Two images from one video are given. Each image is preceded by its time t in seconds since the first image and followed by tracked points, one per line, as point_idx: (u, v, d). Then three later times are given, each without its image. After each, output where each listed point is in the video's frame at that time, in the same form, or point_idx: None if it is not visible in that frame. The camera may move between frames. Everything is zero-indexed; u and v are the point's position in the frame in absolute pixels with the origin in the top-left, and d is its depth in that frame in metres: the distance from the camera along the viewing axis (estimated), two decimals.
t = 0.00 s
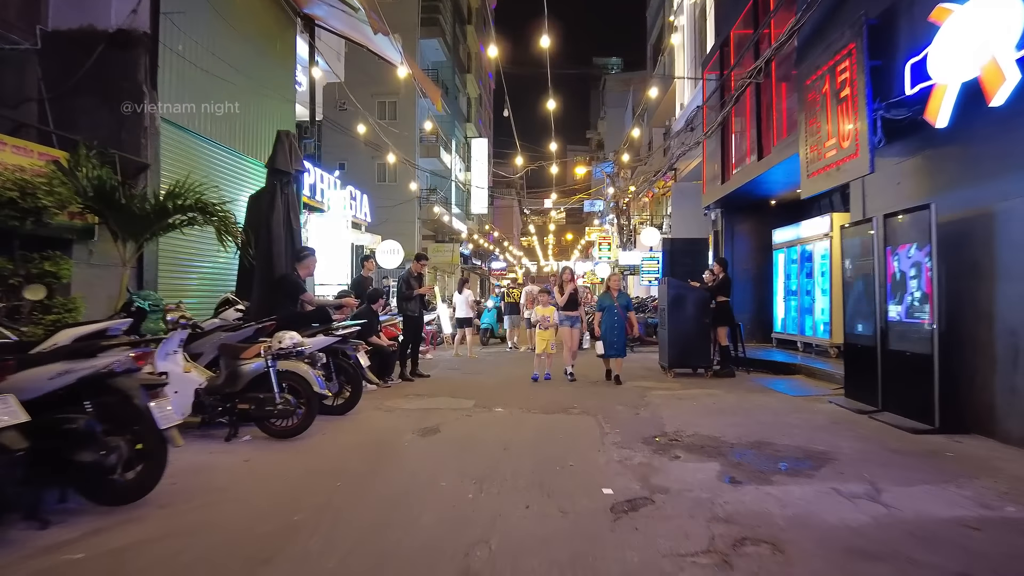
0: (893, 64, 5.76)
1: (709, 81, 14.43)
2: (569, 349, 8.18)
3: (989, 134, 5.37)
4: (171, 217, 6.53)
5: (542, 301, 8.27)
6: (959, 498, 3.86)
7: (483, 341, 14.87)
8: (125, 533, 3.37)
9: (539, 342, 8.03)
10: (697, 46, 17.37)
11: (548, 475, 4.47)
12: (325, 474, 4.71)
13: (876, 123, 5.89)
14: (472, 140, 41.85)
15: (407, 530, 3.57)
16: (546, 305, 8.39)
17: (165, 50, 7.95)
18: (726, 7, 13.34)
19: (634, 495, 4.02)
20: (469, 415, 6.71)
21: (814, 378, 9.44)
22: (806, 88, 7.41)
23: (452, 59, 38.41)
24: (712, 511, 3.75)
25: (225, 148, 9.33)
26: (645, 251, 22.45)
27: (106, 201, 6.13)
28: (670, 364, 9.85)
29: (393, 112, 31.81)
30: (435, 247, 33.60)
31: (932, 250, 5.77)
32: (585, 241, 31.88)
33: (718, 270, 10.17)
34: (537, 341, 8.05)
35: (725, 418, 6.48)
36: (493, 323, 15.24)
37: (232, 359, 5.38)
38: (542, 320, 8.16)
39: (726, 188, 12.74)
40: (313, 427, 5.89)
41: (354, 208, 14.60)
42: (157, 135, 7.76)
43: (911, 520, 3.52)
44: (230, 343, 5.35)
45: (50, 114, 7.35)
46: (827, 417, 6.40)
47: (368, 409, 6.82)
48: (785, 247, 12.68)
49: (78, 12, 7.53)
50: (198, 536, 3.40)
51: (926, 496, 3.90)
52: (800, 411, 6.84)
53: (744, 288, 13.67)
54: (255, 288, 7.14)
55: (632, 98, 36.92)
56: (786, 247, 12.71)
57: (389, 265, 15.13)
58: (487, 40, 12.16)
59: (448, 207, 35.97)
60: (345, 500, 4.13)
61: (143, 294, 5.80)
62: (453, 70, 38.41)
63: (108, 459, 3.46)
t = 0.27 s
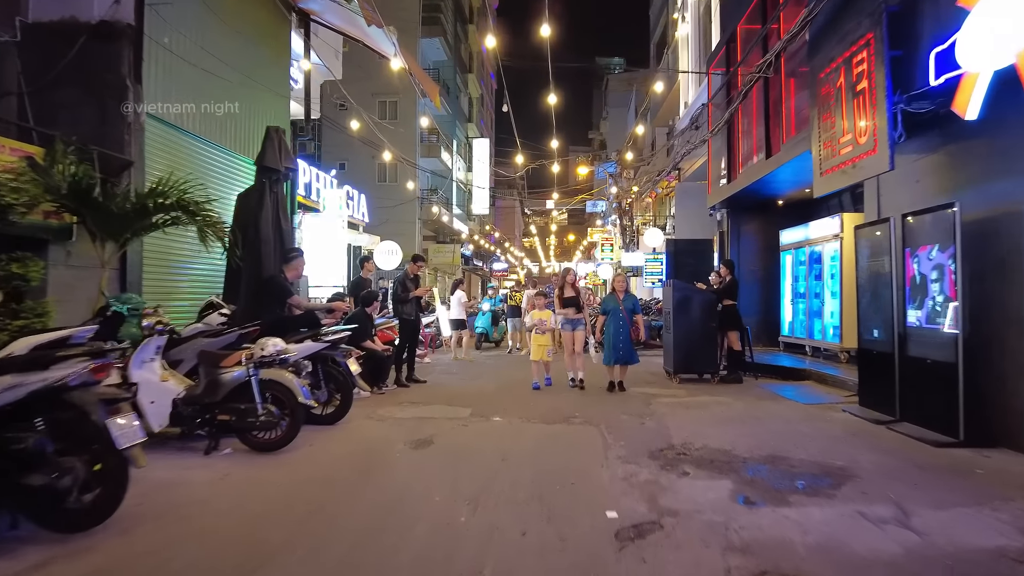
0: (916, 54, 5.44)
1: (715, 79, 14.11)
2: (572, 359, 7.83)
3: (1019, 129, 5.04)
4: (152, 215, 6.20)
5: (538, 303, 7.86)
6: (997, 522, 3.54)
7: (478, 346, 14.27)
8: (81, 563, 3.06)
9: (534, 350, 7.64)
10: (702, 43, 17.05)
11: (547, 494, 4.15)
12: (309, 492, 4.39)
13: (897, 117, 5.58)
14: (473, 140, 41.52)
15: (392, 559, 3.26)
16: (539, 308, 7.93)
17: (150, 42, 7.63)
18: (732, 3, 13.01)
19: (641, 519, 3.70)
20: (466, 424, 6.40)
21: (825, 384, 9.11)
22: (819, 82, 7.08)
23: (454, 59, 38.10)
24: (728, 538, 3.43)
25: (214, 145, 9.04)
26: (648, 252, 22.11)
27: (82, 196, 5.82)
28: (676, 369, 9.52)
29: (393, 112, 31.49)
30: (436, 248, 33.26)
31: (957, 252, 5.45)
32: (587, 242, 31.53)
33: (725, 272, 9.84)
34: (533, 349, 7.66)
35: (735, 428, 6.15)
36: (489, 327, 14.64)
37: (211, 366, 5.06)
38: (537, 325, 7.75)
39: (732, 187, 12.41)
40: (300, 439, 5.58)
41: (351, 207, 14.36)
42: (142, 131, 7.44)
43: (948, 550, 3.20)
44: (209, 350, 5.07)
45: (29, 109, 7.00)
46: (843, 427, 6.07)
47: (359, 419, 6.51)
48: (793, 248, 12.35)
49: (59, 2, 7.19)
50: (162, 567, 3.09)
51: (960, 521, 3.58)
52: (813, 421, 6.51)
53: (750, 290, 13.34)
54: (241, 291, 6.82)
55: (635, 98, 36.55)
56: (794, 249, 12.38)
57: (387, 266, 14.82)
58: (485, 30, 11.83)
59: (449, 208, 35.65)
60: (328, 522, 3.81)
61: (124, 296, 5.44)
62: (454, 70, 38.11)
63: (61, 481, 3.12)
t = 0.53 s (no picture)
0: (930, 37, 5.18)
1: (716, 73, 13.83)
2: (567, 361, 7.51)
3: None
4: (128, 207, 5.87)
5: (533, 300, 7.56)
6: None
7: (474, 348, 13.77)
8: None
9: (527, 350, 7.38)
10: (703, 38, 16.78)
11: (540, 503, 3.88)
12: (287, 500, 4.11)
13: (910, 103, 5.32)
14: (472, 139, 41.27)
15: None
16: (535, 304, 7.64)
17: (131, 30, 7.34)
18: None
19: (640, 530, 3.43)
20: (458, 427, 6.12)
21: (830, 385, 8.84)
22: (825, 70, 6.80)
23: (452, 57, 37.84)
24: (734, 551, 3.16)
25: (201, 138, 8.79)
26: (648, 251, 21.86)
27: (53, 188, 5.49)
28: (675, 369, 9.26)
29: (391, 110, 31.25)
30: (434, 247, 33.00)
31: (973, 245, 5.20)
32: (586, 241, 31.27)
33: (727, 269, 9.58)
34: (526, 349, 7.42)
35: (739, 430, 5.89)
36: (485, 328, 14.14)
37: (187, 365, 4.77)
38: (531, 322, 7.47)
39: (734, 183, 12.14)
40: (282, 443, 5.30)
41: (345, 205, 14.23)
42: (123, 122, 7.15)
43: (976, 565, 2.92)
44: (184, 349, 4.77)
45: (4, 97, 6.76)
46: (851, 430, 5.81)
47: (346, 421, 6.22)
48: (795, 245, 12.09)
49: None
50: None
51: (985, 532, 3.32)
52: (820, 422, 6.24)
53: (751, 288, 13.08)
54: (225, 288, 6.56)
55: (634, 96, 36.25)
56: (796, 246, 12.12)
57: (383, 264, 14.57)
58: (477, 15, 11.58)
59: (447, 207, 35.37)
60: (303, 533, 3.53)
61: (97, 294, 5.02)
62: (452, 68, 37.85)
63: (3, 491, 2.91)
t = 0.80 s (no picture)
0: (949, 19, 4.88)
1: (716, 68, 13.51)
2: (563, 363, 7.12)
3: None
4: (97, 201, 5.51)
5: (529, 301, 7.27)
6: None
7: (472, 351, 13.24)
8: None
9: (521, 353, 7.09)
10: (703, 32, 16.45)
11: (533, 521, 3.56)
12: (259, 517, 3.79)
13: (927, 89, 5.04)
14: (468, 137, 40.92)
15: None
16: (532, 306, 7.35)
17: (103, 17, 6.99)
18: None
19: (642, 553, 3.12)
20: (447, 434, 5.79)
21: (836, 387, 8.53)
22: (833, 58, 6.48)
23: (448, 54, 37.49)
24: None
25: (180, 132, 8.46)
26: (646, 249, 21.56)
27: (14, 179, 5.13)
28: (676, 371, 8.94)
29: (386, 108, 30.89)
30: (430, 246, 32.67)
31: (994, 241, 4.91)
32: (583, 240, 30.96)
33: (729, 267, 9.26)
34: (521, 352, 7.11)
35: (745, 437, 5.57)
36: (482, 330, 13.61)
37: (153, 370, 4.41)
38: (525, 323, 7.16)
39: (734, 179, 11.84)
40: (258, 453, 4.98)
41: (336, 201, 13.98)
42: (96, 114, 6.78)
43: None
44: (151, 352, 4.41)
45: None
46: (863, 436, 5.49)
47: (329, 428, 5.90)
48: (798, 243, 11.80)
49: None
50: None
51: None
52: (830, 428, 5.92)
53: (752, 287, 12.77)
54: (202, 288, 6.23)
55: (632, 94, 35.93)
56: (798, 244, 11.83)
57: (375, 263, 14.25)
58: None
59: (443, 206, 35.02)
60: (271, 556, 3.21)
61: (72, 293, 4.51)
62: (448, 65, 37.50)
63: None
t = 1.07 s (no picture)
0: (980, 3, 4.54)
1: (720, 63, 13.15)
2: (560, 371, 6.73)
3: None
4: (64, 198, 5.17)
5: (529, 304, 6.93)
6: None
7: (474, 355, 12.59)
8: None
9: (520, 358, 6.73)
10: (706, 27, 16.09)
11: (528, 552, 3.23)
12: (228, 544, 3.46)
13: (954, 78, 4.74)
14: (467, 136, 40.56)
15: None
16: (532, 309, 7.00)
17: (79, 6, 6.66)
18: None
19: None
20: (438, 447, 5.43)
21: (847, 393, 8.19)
22: (847, 48, 6.13)
23: (447, 52, 37.12)
24: None
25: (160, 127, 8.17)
26: (648, 249, 21.21)
27: None
28: (679, 376, 8.60)
29: (384, 106, 30.55)
30: (429, 246, 32.33)
31: None
32: (584, 240, 30.61)
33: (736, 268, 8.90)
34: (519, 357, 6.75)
35: (756, 450, 5.22)
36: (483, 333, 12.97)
37: (119, 380, 4.10)
38: (524, 327, 6.85)
39: (738, 178, 11.49)
40: (235, 469, 4.65)
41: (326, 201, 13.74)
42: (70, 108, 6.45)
43: None
44: (116, 361, 4.10)
45: None
46: (881, 448, 5.16)
47: (314, 440, 5.56)
48: (804, 243, 11.44)
49: None
50: None
51: None
52: (845, 440, 5.57)
53: (757, 288, 12.44)
54: (180, 291, 5.88)
55: (632, 92, 35.56)
56: (805, 244, 11.47)
57: (371, 263, 13.91)
58: None
59: (442, 205, 34.68)
60: None
61: (42, 296, 4.12)
62: (447, 63, 37.14)
63: None
